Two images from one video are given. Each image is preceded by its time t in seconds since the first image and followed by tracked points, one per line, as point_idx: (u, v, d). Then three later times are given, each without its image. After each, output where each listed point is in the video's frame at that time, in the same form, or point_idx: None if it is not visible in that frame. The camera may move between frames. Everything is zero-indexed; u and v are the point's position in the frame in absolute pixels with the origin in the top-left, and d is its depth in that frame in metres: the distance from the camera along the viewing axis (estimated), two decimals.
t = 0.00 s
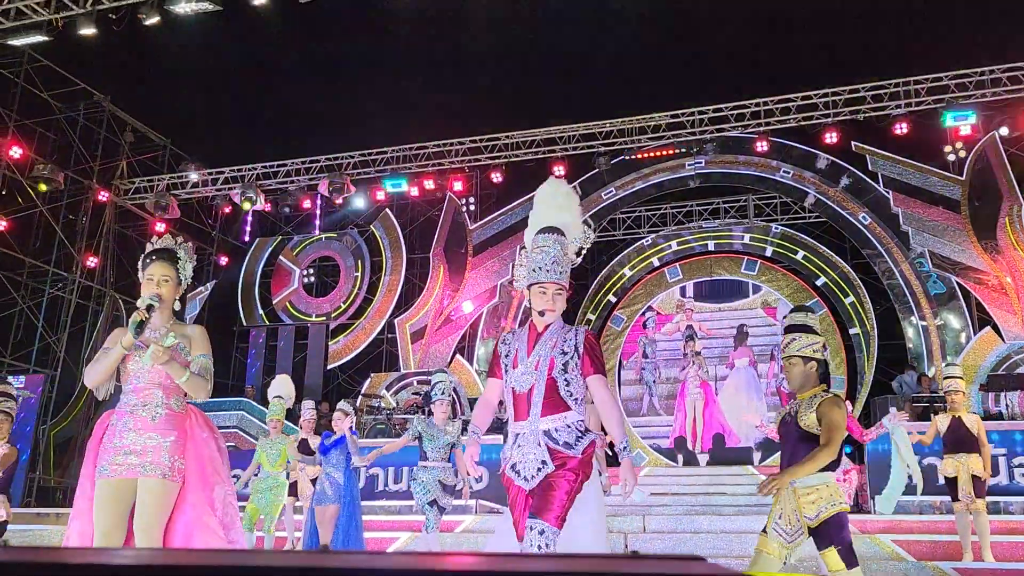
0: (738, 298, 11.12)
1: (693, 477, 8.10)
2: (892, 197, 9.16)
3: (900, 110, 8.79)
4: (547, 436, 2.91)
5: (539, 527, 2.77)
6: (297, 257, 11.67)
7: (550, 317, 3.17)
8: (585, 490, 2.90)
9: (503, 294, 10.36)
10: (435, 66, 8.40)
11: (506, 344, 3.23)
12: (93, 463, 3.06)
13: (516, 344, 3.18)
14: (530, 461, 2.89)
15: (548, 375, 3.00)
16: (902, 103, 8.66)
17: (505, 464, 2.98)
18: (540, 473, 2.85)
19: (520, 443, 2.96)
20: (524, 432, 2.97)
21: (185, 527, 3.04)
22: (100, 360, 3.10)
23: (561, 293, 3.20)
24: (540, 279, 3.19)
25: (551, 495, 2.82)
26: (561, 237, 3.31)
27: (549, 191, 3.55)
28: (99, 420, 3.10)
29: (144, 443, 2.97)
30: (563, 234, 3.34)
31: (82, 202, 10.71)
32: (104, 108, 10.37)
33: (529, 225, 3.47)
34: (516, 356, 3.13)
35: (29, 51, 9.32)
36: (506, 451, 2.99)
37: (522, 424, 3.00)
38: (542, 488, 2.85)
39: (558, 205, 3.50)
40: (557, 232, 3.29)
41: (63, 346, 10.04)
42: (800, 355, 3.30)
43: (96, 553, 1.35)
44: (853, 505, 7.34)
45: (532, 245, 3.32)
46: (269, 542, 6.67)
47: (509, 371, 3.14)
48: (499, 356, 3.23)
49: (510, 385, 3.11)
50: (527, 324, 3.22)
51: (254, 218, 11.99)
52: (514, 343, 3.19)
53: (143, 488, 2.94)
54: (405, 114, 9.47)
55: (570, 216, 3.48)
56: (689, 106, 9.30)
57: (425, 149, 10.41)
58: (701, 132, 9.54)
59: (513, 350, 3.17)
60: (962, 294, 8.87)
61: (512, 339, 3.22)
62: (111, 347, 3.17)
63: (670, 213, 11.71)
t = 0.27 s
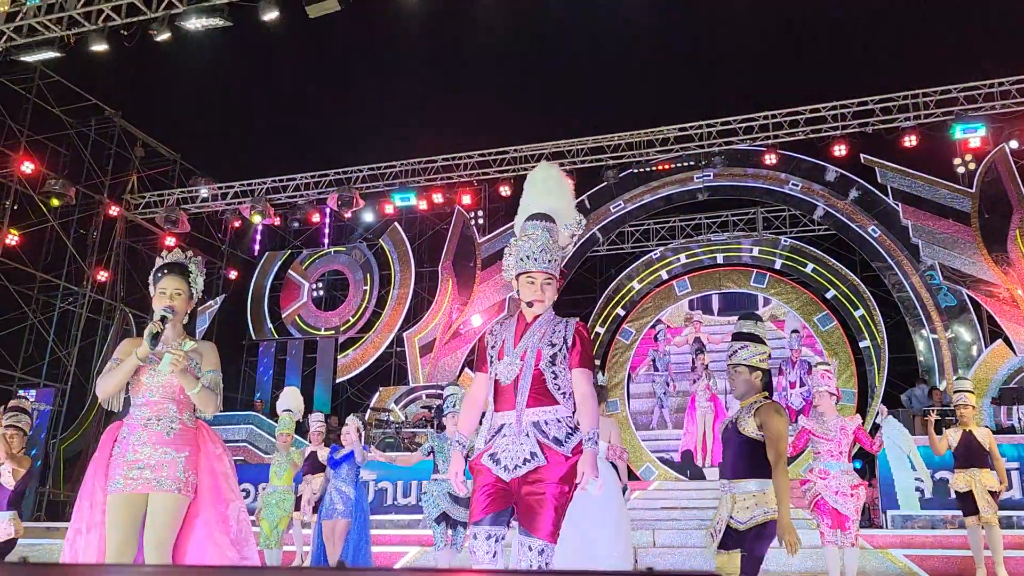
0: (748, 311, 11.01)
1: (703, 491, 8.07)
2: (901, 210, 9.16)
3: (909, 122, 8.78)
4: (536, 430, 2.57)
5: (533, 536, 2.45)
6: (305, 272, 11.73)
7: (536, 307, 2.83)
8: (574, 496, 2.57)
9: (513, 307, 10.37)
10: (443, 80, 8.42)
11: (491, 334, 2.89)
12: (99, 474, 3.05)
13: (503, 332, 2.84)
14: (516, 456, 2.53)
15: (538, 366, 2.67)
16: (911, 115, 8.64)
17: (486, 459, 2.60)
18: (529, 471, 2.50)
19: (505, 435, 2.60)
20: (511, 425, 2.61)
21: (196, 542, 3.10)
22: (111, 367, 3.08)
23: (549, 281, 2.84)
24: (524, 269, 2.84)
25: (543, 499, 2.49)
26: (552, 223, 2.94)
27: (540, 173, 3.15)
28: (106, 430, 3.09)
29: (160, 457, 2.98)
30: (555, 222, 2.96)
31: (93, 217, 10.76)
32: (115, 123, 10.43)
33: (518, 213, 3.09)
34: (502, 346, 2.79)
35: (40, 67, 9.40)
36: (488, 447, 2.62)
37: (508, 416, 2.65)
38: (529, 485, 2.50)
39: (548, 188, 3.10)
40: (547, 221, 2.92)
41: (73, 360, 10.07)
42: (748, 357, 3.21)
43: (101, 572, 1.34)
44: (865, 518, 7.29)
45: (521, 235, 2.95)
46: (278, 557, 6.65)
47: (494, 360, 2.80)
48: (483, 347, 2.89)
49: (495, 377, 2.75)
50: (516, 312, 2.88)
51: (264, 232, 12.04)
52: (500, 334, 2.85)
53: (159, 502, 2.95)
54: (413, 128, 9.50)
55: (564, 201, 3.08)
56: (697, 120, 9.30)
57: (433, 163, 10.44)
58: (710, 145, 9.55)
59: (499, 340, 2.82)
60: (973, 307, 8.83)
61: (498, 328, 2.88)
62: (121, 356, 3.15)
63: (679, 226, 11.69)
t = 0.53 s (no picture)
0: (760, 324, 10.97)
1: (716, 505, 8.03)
2: (913, 222, 9.13)
3: (921, 134, 8.74)
4: (528, 440, 2.41)
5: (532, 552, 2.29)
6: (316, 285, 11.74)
7: (522, 308, 2.67)
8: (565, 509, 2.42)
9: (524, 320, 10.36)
10: (453, 94, 8.45)
11: (472, 336, 2.72)
12: (111, 486, 3.05)
13: (486, 335, 2.67)
14: (509, 469, 2.37)
15: (528, 372, 2.51)
16: (922, 126, 8.60)
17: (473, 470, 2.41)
18: (524, 484, 2.34)
19: (493, 444, 2.43)
20: (500, 434, 2.45)
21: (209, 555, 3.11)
22: (124, 381, 3.08)
23: (535, 280, 2.69)
24: (508, 269, 2.69)
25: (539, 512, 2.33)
26: (538, 221, 2.81)
27: (528, 169, 3.00)
28: (117, 442, 3.09)
29: (175, 472, 2.99)
30: (542, 219, 2.82)
31: (106, 232, 10.82)
32: (128, 138, 10.50)
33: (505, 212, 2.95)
34: (486, 351, 2.63)
35: (54, 83, 9.48)
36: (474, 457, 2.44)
37: (495, 423, 2.49)
38: (523, 500, 2.34)
39: (537, 183, 2.96)
40: (532, 218, 2.78)
41: (86, 374, 10.11)
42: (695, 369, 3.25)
43: None
44: (879, 532, 7.24)
45: (506, 233, 2.81)
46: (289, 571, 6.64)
47: (477, 365, 2.62)
48: (465, 351, 2.71)
49: (479, 382, 2.58)
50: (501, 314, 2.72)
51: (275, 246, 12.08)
52: (483, 337, 2.68)
53: (173, 517, 2.96)
54: (424, 142, 9.53)
55: (552, 198, 2.94)
56: (707, 132, 9.29)
57: (444, 176, 10.46)
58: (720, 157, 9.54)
59: (483, 343, 2.65)
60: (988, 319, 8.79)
61: (480, 330, 2.71)
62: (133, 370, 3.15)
63: (690, 239, 11.67)
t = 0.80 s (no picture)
0: (774, 334, 10.94)
1: (729, 517, 7.99)
2: (925, 231, 9.07)
3: (932, 143, 8.72)
4: (513, 437, 2.32)
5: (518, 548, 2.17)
6: (327, 297, 11.74)
7: (507, 303, 2.61)
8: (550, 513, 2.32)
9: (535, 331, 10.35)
10: (463, 106, 8.47)
11: (452, 332, 2.63)
12: (123, 499, 3.07)
13: (468, 332, 2.58)
14: (493, 465, 2.26)
15: (516, 368, 2.44)
16: (933, 136, 8.56)
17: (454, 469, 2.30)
18: (508, 482, 2.24)
19: (476, 442, 2.33)
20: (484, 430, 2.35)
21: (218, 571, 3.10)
22: (136, 396, 3.09)
23: (521, 273, 2.63)
24: (493, 260, 2.63)
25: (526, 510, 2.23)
26: (527, 214, 2.74)
27: (519, 164, 2.96)
28: (129, 456, 3.11)
29: (185, 485, 3.00)
30: (530, 211, 2.75)
31: (118, 245, 10.88)
32: (141, 151, 10.57)
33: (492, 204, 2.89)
34: (469, 347, 2.54)
35: (68, 98, 9.55)
36: (456, 455, 2.34)
37: (478, 421, 2.38)
38: (506, 499, 2.23)
39: (527, 178, 2.92)
40: (520, 208, 2.72)
41: (99, 387, 10.15)
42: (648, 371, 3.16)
43: None
44: (893, 544, 7.19)
45: (493, 224, 2.74)
46: None
47: (460, 363, 2.53)
48: (443, 350, 2.62)
49: (463, 379, 2.49)
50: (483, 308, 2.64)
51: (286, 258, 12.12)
52: (464, 333, 2.59)
53: (183, 530, 2.97)
54: (434, 155, 9.55)
55: (542, 192, 2.89)
56: (716, 143, 9.26)
57: (454, 188, 10.49)
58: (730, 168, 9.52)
59: (465, 339, 2.56)
60: (1001, 328, 8.74)
61: (461, 326, 2.62)
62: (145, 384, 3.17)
63: (700, 249, 11.69)
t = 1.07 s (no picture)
0: (783, 344, 11.02)
1: (739, 527, 7.96)
2: (936, 239, 9.04)
3: (941, 152, 8.70)
4: (515, 436, 2.27)
5: (521, 553, 2.12)
6: (336, 307, 11.73)
7: (505, 295, 2.52)
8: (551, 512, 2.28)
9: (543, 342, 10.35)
10: (472, 117, 8.49)
11: (445, 322, 2.54)
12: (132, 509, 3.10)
13: (464, 323, 2.51)
14: (497, 466, 2.21)
15: (516, 365, 2.39)
16: (943, 143, 8.56)
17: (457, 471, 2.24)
18: (512, 482, 2.18)
19: (477, 442, 2.28)
20: (486, 429, 2.29)
21: None
22: (145, 409, 3.12)
23: (520, 265, 2.53)
24: (490, 250, 2.53)
25: (530, 512, 2.17)
26: (528, 201, 2.63)
27: (514, 142, 2.80)
28: (139, 467, 3.14)
29: (189, 495, 3.01)
30: (530, 197, 2.64)
31: (129, 256, 10.93)
32: (151, 163, 10.62)
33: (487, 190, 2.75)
34: (466, 339, 2.47)
35: (79, 110, 9.62)
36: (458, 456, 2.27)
37: (478, 420, 2.32)
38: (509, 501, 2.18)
39: (525, 160, 2.77)
40: (519, 195, 2.61)
41: (109, 397, 10.18)
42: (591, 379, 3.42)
43: None
44: (906, 554, 7.14)
45: (492, 212, 2.63)
46: None
47: (457, 357, 2.46)
48: (437, 341, 2.54)
49: (460, 373, 2.42)
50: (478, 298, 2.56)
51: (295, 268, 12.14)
52: (460, 324, 2.51)
53: (189, 540, 2.98)
54: (443, 165, 9.58)
55: (540, 175, 2.76)
56: (725, 152, 9.27)
57: (463, 198, 10.51)
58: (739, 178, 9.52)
59: (462, 332, 2.49)
60: (1013, 337, 8.66)
61: (456, 317, 2.54)
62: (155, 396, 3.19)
63: (709, 257, 11.63)
